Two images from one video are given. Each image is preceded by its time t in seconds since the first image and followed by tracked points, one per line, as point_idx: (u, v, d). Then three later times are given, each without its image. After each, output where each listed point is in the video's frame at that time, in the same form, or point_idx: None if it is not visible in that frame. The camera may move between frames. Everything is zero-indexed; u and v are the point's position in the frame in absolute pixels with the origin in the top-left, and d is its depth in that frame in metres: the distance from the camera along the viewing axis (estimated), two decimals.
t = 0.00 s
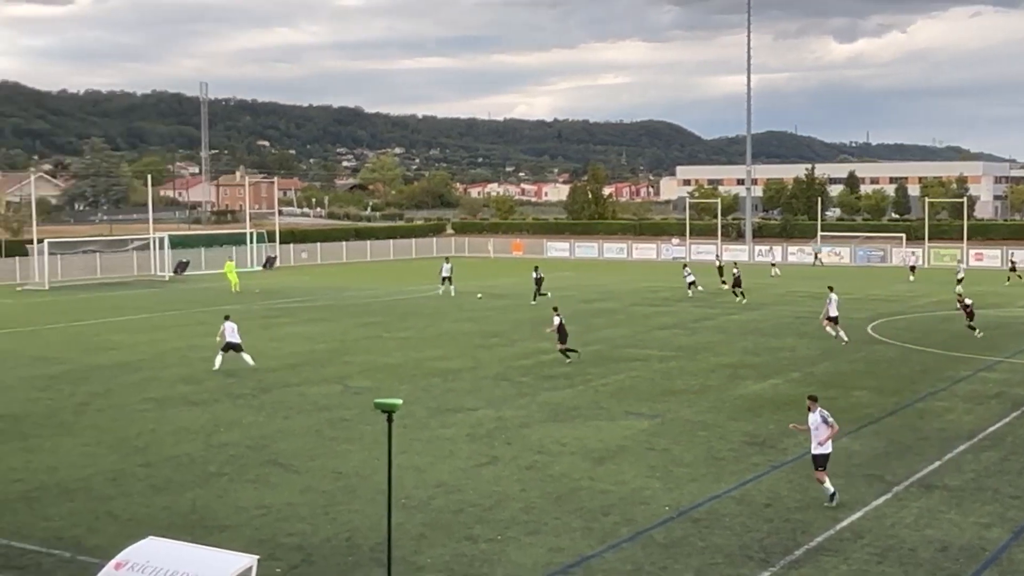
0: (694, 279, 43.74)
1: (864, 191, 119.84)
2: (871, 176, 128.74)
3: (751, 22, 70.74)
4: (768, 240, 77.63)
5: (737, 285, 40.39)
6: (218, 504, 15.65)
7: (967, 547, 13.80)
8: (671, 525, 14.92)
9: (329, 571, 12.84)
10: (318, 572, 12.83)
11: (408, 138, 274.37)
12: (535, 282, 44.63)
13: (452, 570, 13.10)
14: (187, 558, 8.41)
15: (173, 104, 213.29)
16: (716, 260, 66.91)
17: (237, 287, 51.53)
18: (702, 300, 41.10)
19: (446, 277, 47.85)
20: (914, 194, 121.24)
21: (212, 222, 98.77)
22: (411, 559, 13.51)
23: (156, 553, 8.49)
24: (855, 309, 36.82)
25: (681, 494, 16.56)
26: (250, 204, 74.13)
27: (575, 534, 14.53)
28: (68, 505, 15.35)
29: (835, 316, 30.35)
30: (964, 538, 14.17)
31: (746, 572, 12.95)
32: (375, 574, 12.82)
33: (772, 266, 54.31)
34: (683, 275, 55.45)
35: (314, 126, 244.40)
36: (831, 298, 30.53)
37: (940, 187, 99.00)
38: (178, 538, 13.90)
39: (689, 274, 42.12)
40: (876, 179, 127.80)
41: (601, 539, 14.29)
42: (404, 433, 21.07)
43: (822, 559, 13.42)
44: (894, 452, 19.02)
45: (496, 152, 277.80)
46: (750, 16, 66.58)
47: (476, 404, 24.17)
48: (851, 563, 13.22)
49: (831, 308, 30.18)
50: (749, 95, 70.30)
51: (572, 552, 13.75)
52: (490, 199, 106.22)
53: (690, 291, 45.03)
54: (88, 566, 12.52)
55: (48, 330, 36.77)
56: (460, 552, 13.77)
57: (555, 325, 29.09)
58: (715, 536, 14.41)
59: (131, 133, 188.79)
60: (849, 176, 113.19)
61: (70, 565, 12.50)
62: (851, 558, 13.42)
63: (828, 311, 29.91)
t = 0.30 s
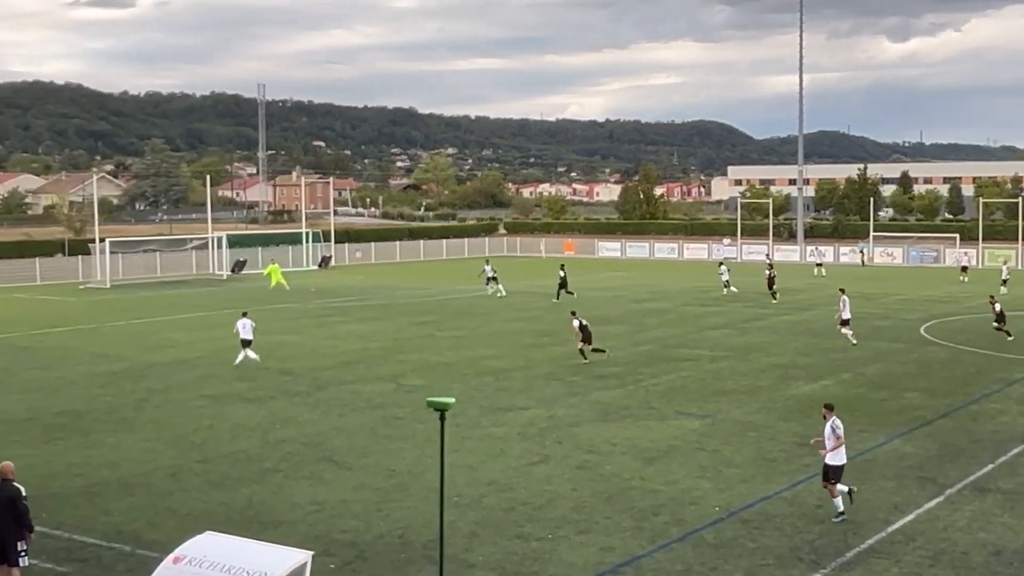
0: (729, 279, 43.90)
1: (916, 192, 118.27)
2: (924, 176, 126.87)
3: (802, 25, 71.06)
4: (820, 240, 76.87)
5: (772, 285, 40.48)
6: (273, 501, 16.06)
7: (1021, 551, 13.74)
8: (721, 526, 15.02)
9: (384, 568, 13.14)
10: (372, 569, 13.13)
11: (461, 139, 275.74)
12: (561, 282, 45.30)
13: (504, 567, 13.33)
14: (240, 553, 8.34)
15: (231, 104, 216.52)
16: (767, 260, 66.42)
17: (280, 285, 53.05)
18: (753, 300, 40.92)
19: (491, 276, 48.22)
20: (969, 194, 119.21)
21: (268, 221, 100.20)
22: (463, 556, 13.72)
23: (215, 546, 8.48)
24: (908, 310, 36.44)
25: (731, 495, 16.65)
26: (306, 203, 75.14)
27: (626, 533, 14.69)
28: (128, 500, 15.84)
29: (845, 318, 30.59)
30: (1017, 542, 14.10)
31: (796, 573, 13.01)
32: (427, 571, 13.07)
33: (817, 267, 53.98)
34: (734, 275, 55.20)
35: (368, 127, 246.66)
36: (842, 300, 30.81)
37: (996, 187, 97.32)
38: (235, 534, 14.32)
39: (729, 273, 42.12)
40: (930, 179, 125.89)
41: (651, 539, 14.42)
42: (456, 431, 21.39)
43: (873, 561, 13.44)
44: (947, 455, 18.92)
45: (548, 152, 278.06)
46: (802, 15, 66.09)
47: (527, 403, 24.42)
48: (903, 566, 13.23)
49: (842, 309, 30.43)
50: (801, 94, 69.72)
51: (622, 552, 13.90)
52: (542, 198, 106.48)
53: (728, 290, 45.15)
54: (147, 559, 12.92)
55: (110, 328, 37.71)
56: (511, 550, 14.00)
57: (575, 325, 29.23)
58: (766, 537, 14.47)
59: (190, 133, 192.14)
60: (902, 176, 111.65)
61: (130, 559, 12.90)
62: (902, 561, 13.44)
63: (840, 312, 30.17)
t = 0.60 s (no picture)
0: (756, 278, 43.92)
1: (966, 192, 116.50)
2: (974, 176, 124.92)
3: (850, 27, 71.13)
4: (868, 241, 76.03)
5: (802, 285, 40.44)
6: (323, 498, 16.43)
7: None
8: (767, 527, 15.09)
9: (432, 565, 13.37)
10: (420, 566, 13.39)
11: (509, 140, 276.46)
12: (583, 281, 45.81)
13: (549, 566, 13.50)
14: (292, 549, 8.62)
15: (282, 105, 219.32)
16: (814, 260, 65.86)
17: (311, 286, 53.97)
18: (800, 301, 40.73)
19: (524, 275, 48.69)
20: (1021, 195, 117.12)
21: (319, 221, 101.30)
22: (509, 555, 13.90)
23: (264, 543, 8.78)
24: (957, 312, 36.05)
25: (777, 496, 16.70)
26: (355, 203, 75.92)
27: (671, 534, 14.81)
28: (181, 496, 16.29)
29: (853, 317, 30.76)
30: None
31: None
32: (473, 570, 13.28)
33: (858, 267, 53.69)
34: (780, 275, 54.86)
35: (417, 128, 248.32)
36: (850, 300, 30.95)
37: None
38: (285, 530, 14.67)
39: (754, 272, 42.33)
40: (980, 179, 123.94)
41: (697, 540, 14.52)
42: (503, 430, 21.65)
43: (921, 564, 13.43)
44: (996, 458, 18.81)
45: (596, 152, 277.71)
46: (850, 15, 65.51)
47: (574, 402, 24.61)
48: (951, 570, 13.21)
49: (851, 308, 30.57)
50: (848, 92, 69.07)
51: (668, 552, 14.00)
52: (589, 198, 106.59)
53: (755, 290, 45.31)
54: (199, 554, 13.29)
55: (164, 326, 38.53)
56: (557, 549, 14.18)
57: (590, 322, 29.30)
58: (811, 539, 14.51)
59: (243, 134, 194.91)
60: (953, 176, 110.00)
61: (182, 554, 13.27)
62: (950, 564, 13.41)
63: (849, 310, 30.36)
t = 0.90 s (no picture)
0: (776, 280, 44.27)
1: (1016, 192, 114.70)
2: None
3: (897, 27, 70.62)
4: (913, 242, 75.23)
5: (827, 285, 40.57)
6: (369, 496, 16.75)
7: None
8: (811, 530, 15.12)
9: (476, 564, 13.58)
10: (464, 565, 13.57)
11: (553, 140, 276.76)
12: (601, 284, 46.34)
13: (593, 565, 13.63)
14: (337, 548, 8.94)
15: (330, 107, 221.68)
16: (858, 261, 65.31)
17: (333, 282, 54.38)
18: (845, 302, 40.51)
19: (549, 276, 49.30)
20: None
21: (366, 221, 102.29)
22: (553, 555, 14.02)
23: (312, 542, 9.13)
24: (1005, 314, 35.66)
25: (821, 499, 16.73)
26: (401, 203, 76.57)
27: (714, 535, 14.88)
28: (229, 494, 16.70)
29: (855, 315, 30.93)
30: None
31: None
32: (517, 569, 13.44)
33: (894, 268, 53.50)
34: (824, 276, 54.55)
35: (462, 129, 249.53)
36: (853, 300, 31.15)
37: None
38: (332, 527, 14.97)
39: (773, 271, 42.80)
40: None
41: (740, 542, 14.56)
42: (547, 430, 21.86)
43: (967, 567, 13.41)
44: None
45: (641, 152, 277.09)
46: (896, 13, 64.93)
47: (617, 403, 24.77)
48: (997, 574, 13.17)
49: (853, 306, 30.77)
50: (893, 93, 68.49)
51: (711, 553, 14.07)
52: (634, 199, 106.60)
53: (774, 291, 45.50)
54: (248, 551, 13.65)
55: (214, 325, 39.26)
56: (600, 548, 14.32)
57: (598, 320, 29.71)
58: (856, 542, 14.50)
59: (291, 135, 197.33)
60: (1001, 176, 108.43)
61: (232, 550, 13.63)
62: (996, 568, 13.38)
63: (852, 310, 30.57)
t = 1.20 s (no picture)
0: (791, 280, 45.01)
1: None
2: None
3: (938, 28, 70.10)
4: (953, 243, 74.37)
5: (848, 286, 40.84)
6: (409, 495, 17.00)
7: None
8: (850, 532, 15.12)
9: (515, 563, 13.70)
10: (503, 564, 13.69)
11: (592, 141, 276.50)
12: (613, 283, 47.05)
13: (631, 565, 13.71)
14: (378, 547, 9.19)
15: (371, 109, 223.27)
16: (898, 262, 64.75)
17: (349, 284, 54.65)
18: (884, 304, 40.28)
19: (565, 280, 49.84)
20: None
21: (406, 222, 102.99)
22: (591, 555, 14.09)
23: (353, 540, 9.37)
24: None
25: (860, 501, 16.71)
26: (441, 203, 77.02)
27: (753, 536, 14.90)
28: (271, 492, 17.05)
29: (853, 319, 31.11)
30: None
31: None
32: (555, 569, 13.55)
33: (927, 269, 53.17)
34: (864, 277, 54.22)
35: (501, 130, 250.05)
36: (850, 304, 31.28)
37: None
38: (372, 526, 15.22)
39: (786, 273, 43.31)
40: None
41: (779, 544, 14.57)
42: (586, 430, 22.02)
43: (1008, 572, 13.34)
44: None
45: (680, 153, 276.08)
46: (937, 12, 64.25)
47: (656, 404, 24.88)
48: None
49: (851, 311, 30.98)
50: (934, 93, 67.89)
51: (750, 555, 14.09)
52: (673, 201, 106.51)
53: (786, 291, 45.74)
54: (289, 549, 13.95)
55: (257, 325, 39.82)
56: (638, 549, 14.39)
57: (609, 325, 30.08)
58: (895, 545, 14.47)
59: (332, 137, 199.01)
60: None
61: (274, 549, 13.93)
62: None
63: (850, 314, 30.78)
